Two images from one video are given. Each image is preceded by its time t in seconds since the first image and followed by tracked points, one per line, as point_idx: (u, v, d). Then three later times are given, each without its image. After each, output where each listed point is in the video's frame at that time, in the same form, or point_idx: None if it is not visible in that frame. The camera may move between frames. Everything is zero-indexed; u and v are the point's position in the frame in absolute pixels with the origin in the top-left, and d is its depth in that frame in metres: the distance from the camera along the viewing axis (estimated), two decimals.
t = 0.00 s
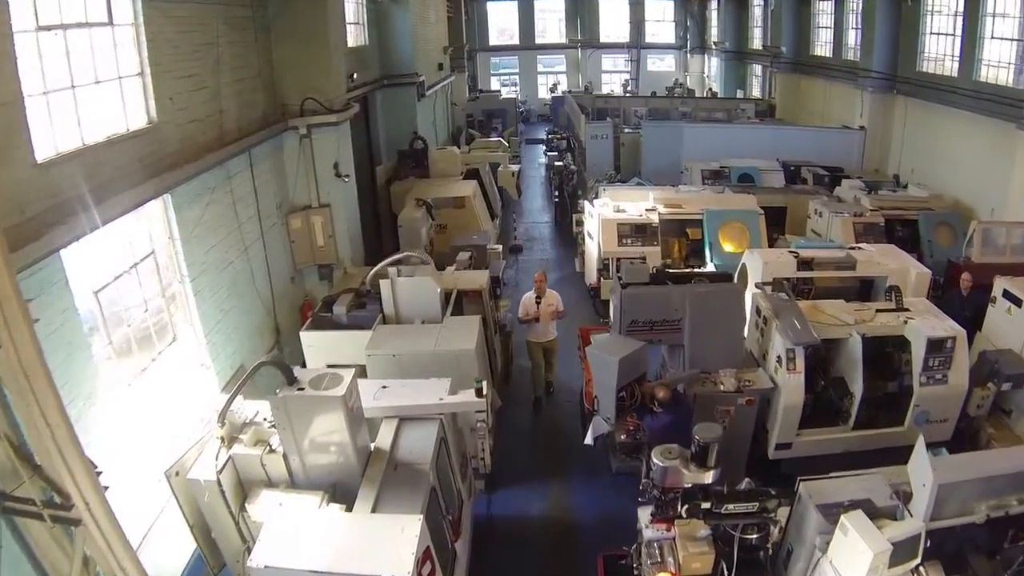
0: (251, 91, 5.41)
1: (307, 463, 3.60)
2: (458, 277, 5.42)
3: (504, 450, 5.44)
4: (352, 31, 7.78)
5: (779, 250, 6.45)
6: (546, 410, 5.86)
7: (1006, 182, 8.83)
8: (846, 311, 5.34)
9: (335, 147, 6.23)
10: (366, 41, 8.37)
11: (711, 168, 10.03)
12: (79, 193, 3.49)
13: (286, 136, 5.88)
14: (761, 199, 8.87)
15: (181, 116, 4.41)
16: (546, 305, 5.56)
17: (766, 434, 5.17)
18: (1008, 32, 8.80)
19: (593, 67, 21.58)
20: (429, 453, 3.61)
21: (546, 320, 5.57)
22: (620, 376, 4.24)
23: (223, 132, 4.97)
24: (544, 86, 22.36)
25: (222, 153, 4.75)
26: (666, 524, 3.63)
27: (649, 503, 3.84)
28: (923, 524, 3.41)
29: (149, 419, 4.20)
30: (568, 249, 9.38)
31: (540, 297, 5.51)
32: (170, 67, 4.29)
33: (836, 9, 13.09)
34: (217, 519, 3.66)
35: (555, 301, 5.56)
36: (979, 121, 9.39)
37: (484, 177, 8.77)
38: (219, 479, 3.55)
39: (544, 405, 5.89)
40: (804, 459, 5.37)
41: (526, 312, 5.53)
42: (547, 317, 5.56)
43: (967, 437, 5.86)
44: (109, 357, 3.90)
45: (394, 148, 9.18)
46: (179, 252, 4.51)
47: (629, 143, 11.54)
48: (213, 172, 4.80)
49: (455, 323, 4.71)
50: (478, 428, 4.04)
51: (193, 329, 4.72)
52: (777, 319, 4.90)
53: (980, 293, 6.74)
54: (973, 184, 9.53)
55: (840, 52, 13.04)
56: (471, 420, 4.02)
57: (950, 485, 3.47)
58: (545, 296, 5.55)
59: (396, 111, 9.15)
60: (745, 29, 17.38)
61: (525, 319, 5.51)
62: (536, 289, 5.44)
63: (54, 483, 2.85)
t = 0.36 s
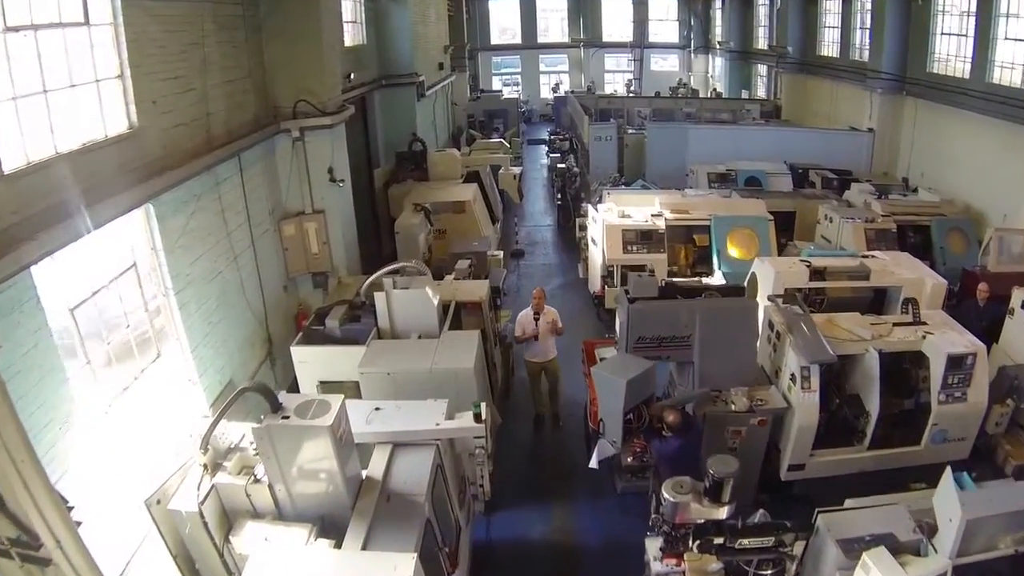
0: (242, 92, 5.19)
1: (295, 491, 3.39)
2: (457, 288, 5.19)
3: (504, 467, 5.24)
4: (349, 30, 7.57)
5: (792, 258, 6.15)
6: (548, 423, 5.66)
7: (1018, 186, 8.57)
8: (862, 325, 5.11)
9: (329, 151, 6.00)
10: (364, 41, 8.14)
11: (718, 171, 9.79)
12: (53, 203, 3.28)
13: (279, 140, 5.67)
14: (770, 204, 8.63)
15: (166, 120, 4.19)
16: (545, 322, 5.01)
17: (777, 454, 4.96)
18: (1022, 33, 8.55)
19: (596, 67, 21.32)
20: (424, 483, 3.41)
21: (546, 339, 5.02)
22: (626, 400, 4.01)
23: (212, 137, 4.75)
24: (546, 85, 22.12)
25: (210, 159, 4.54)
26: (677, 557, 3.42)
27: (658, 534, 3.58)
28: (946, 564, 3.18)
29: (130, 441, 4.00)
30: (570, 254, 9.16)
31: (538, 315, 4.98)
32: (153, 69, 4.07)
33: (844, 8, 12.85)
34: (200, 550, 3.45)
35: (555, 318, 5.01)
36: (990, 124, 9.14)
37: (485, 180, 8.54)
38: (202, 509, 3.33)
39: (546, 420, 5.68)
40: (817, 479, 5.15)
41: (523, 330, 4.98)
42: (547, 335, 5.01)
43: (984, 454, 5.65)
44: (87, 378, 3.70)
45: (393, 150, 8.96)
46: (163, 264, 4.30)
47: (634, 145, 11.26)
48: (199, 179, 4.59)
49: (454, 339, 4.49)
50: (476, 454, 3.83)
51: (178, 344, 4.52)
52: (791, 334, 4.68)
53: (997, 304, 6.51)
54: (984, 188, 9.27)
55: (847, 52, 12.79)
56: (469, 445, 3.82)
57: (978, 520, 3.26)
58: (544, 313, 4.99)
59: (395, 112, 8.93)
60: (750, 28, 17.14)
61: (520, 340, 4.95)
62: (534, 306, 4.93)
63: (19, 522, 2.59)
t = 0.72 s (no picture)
0: (231, 95, 4.97)
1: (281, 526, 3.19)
2: (455, 301, 4.97)
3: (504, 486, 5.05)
4: (345, 29, 7.35)
5: (803, 267, 5.92)
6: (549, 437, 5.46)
7: None
8: (879, 341, 4.91)
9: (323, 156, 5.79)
10: (361, 40, 7.92)
11: (723, 174, 9.53)
12: (23, 217, 3.06)
13: (270, 144, 5.42)
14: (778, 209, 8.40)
15: (147, 125, 3.98)
16: (548, 341, 4.71)
17: (791, 475, 4.76)
18: None
19: (598, 67, 21.08)
20: (418, 517, 3.19)
21: (548, 360, 4.73)
22: (634, 426, 3.78)
23: (198, 142, 4.54)
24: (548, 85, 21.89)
25: (197, 167, 4.33)
26: None
27: None
28: None
29: (111, 466, 3.80)
30: (572, 259, 8.96)
31: (541, 335, 4.68)
32: (133, 72, 3.86)
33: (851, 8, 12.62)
34: None
35: (559, 337, 4.71)
36: (1003, 128, 8.88)
37: (486, 183, 8.32)
38: (182, 542, 3.11)
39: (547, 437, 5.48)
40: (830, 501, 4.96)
41: (524, 349, 4.71)
42: (550, 355, 4.71)
43: (1003, 473, 5.43)
44: (65, 401, 3.49)
45: (391, 153, 8.76)
46: (146, 278, 4.10)
47: (637, 148, 11.00)
48: (184, 187, 4.38)
49: (452, 356, 4.27)
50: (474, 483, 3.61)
51: (163, 360, 4.33)
52: (806, 352, 4.48)
53: (1014, 316, 6.28)
54: (998, 194, 9.01)
55: (854, 53, 12.56)
56: (468, 473, 3.59)
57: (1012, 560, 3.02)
58: (546, 332, 4.69)
59: (394, 113, 8.72)
60: (755, 27, 16.91)
61: (521, 359, 4.70)
62: (537, 325, 4.63)
63: None
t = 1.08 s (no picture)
0: (217, 99, 4.76)
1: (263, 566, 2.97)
2: (451, 315, 4.75)
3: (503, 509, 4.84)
4: (339, 30, 7.13)
5: (813, 278, 5.72)
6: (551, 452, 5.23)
7: None
8: (894, 358, 4.71)
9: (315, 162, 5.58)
10: (357, 41, 7.72)
11: (728, 179, 9.31)
12: None
13: (261, 150, 5.23)
14: (785, 214, 8.19)
15: (125, 133, 3.77)
16: (557, 365, 4.43)
17: (801, 499, 4.56)
18: None
19: (599, 68, 20.86)
20: (411, 555, 2.98)
21: (556, 384, 4.44)
22: (642, 453, 3.58)
23: (182, 150, 4.33)
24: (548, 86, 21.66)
25: (178, 176, 4.13)
26: None
27: None
28: None
29: (87, 493, 3.60)
30: (573, 264, 8.77)
31: (548, 356, 4.40)
32: (110, 76, 3.65)
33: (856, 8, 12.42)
34: None
35: (569, 360, 4.44)
36: (1016, 132, 8.57)
37: (485, 188, 8.11)
38: None
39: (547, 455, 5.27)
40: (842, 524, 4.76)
41: (533, 373, 4.43)
42: (559, 379, 4.44)
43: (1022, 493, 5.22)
44: (38, 427, 3.28)
45: (387, 157, 8.55)
46: (125, 293, 3.89)
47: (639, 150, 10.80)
48: (166, 197, 4.17)
49: (449, 375, 4.07)
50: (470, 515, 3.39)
51: (145, 379, 4.12)
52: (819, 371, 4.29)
53: None
54: (1012, 201, 8.68)
55: (859, 54, 12.36)
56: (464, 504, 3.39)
57: None
58: (556, 355, 4.41)
59: (390, 115, 8.51)
60: (757, 28, 16.70)
61: (528, 382, 4.44)
62: (544, 345, 4.37)
63: None
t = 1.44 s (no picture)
0: (203, 104, 4.56)
1: None
2: (447, 331, 4.54)
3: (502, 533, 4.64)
4: (334, 31, 6.92)
5: (825, 290, 5.52)
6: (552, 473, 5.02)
7: None
8: (911, 377, 4.50)
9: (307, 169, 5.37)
10: (352, 43, 7.51)
11: (733, 183, 9.09)
12: None
13: (249, 156, 5.04)
14: (792, 221, 7.97)
15: (102, 141, 3.56)
16: (560, 386, 4.29)
17: (815, 526, 4.35)
18: None
19: (600, 68, 20.64)
20: None
21: (559, 406, 4.29)
22: (650, 484, 3.37)
23: (164, 158, 4.12)
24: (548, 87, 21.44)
25: (160, 186, 3.93)
26: None
27: None
28: None
29: (63, 525, 3.39)
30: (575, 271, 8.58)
31: (551, 376, 4.27)
32: (84, 81, 3.44)
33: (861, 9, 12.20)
34: None
35: (573, 381, 4.30)
36: None
37: (484, 193, 7.91)
38: None
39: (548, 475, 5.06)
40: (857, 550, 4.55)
41: (535, 394, 4.29)
42: (562, 401, 4.29)
43: None
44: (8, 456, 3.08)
45: (384, 161, 8.35)
46: (103, 310, 3.67)
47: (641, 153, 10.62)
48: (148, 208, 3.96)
49: (445, 397, 3.86)
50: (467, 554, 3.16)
51: (126, 400, 3.92)
52: (834, 393, 4.08)
53: None
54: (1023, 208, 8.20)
55: (864, 56, 12.15)
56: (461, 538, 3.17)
57: None
58: (558, 376, 4.27)
59: (386, 119, 8.30)
60: (761, 29, 16.48)
61: (529, 404, 4.28)
62: (547, 364, 4.25)
63: None
